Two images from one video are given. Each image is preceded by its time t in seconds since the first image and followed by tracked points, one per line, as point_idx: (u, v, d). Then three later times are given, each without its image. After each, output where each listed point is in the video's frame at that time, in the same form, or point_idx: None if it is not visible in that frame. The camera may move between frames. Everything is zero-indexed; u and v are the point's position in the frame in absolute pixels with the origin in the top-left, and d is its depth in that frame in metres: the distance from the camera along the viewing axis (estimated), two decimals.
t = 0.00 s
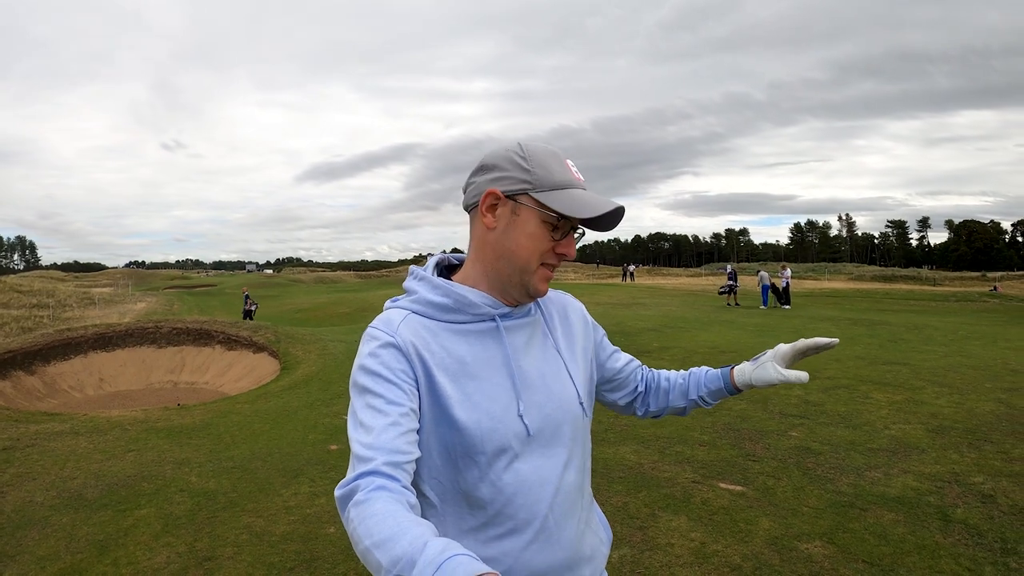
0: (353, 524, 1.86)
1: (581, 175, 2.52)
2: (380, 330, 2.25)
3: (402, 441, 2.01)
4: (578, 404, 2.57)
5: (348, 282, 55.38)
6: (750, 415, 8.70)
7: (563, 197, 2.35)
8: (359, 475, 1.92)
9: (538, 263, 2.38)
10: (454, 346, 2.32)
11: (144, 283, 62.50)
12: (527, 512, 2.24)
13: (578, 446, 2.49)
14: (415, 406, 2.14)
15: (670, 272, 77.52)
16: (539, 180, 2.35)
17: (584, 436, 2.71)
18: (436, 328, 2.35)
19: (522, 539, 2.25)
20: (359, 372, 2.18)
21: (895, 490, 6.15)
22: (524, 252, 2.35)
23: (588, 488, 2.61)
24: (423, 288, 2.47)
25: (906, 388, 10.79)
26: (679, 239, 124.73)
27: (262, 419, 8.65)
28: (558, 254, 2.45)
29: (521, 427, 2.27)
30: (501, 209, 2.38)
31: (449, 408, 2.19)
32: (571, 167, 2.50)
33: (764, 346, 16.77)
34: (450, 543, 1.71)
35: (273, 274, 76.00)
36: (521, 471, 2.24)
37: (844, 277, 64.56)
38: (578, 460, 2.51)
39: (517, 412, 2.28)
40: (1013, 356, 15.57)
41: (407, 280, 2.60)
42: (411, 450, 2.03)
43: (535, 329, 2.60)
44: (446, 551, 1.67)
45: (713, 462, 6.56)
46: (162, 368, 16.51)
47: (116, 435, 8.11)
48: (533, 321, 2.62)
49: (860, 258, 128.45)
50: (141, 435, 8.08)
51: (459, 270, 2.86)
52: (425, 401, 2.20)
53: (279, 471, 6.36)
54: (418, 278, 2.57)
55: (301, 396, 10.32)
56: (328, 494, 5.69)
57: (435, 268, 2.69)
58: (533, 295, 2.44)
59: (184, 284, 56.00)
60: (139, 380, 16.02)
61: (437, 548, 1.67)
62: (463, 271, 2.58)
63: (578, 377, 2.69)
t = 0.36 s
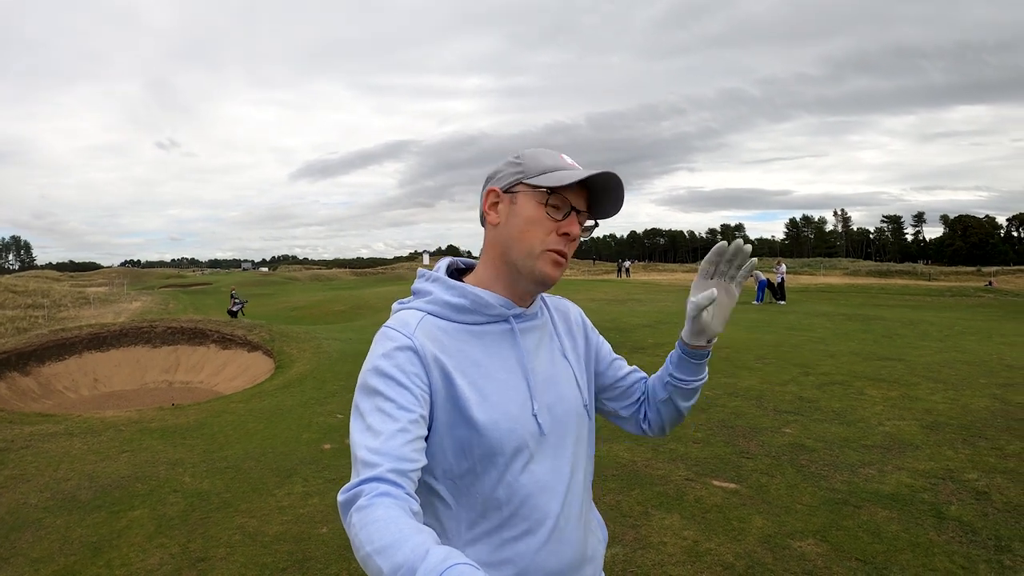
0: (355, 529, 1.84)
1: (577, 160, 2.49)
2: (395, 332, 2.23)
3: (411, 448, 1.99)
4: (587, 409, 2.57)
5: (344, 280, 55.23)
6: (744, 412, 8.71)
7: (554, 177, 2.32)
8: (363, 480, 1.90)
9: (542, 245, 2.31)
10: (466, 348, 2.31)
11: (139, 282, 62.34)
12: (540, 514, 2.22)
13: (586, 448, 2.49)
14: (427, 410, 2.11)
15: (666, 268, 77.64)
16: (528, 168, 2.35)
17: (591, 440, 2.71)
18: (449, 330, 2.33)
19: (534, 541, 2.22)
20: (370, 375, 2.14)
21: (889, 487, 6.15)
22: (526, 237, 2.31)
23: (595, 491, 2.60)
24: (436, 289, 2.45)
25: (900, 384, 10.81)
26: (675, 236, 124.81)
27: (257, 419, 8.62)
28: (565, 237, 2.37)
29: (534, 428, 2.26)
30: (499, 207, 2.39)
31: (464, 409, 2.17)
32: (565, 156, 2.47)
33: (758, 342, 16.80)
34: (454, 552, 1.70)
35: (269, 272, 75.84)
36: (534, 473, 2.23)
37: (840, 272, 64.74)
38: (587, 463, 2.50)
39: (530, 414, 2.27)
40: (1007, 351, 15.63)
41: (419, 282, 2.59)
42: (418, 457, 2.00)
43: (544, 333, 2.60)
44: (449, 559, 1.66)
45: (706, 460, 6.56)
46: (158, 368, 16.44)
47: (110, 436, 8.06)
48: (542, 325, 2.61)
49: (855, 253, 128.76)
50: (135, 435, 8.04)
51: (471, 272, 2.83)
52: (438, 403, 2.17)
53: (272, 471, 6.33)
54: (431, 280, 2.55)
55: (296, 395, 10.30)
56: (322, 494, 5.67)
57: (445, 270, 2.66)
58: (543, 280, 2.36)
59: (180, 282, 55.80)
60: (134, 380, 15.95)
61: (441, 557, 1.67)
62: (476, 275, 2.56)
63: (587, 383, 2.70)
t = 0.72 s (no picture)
0: (377, 533, 1.89)
1: (561, 162, 2.39)
2: (413, 338, 2.23)
3: (430, 452, 2.00)
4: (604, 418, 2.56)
5: (346, 281, 55.24)
6: (745, 412, 8.70)
7: (530, 195, 2.28)
8: (385, 484, 1.94)
9: (529, 265, 2.32)
10: (482, 356, 2.30)
11: (143, 283, 62.57)
12: (551, 526, 2.21)
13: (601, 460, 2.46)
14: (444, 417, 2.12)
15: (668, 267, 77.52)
16: (509, 184, 2.33)
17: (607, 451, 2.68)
18: (465, 337, 2.32)
19: (544, 553, 2.21)
20: (389, 380, 2.15)
21: (889, 488, 6.13)
22: (513, 259, 2.33)
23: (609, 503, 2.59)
24: (452, 296, 2.45)
25: (902, 383, 10.77)
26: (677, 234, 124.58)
27: (258, 421, 8.63)
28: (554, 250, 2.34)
29: (549, 438, 2.25)
30: (491, 224, 2.42)
31: (478, 418, 2.17)
32: (548, 160, 2.39)
33: (760, 341, 16.77)
34: (473, 557, 1.76)
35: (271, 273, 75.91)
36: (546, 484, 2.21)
37: (843, 270, 64.54)
38: (601, 474, 2.48)
39: (545, 425, 2.25)
40: (1010, 349, 15.57)
41: (437, 288, 2.59)
42: (438, 462, 2.02)
43: (561, 340, 2.59)
44: (469, 564, 1.72)
45: (706, 461, 6.55)
46: (160, 370, 16.48)
47: (111, 439, 8.08)
48: (558, 332, 2.61)
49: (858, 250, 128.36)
50: (136, 438, 8.06)
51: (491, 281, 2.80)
52: (454, 411, 2.17)
53: (273, 473, 6.33)
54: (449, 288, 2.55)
55: (297, 396, 10.31)
56: (321, 496, 5.67)
57: (464, 278, 2.62)
58: (537, 297, 2.37)
59: (182, 284, 55.85)
60: (137, 382, 15.99)
61: (461, 561, 1.73)
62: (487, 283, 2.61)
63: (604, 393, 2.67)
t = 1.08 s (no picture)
0: (376, 556, 1.85)
1: (557, 180, 2.35)
2: (421, 356, 2.21)
3: (434, 476, 1.98)
4: (610, 434, 2.59)
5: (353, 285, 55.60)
6: (745, 411, 8.87)
7: (528, 225, 2.27)
8: (386, 507, 1.91)
9: (535, 295, 2.33)
10: (493, 375, 2.31)
11: (151, 287, 63.25)
12: (559, 544, 2.22)
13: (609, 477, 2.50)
14: (451, 437, 2.11)
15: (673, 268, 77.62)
16: (505, 213, 2.34)
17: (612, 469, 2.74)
18: (477, 355, 2.33)
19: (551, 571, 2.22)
20: (395, 400, 2.13)
21: (884, 482, 6.29)
22: (519, 289, 2.35)
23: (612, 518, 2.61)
24: (464, 312, 2.45)
25: (901, 382, 10.93)
26: (682, 236, 124.60)
27: (269, 420, 8.86)
28: (560, 277, 2.32)
29: (560, 458, 2.27)
30: (495, 249, 2.45)
31: (487, 438, 2.16)
32: (543, 180, 2.37)
33: (762, 341, 16.94)
34: None
35: (277, 277, 76.38)
36: (556, 503, 2.23)
37: (848, 271, 64.40)
38: (606, 490, 2.50)
39: (556, 444, 2.27)
40: (1012, 348, 15.69)
41: (447, 302, 2.59)
42: (441, 485, 2.00)
43: (571, 357, 2.64)
44: None
45: (706, 457, 6.74)
46: (170, 372, 16.79)
47: (127, 438, 8.32)
48: (569, 349, 2.65)
49: (864, 251, 127.87)
50: (151, 437, 8.30)
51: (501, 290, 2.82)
52: (463, 429, 2.16)
53: (285, 470, 6.56)
54: (461, 301, 2.57)
55: (307, 397, 10.56)
56: (333, 491, 5.90)
57: (476, 288, 2.64)
58: (549, 324, 2.38)
59: (190, 289, 56.25)
60: (147, 384, 16.30)
61: None
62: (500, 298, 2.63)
63: (609, 409, 2.72)
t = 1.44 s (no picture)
0: (339, 559, 1.82)
1: (513, 181, 2.30)
2: (372, 354, 2.19)
3: (391, 474, 1.96)
4: (572, 420, 2.60)
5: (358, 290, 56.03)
6: (739, 409, 9.09)
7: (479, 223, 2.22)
8: (345, 509, 1.88)
9: (484, 293, 2.28)
10: (448, 369, 2.30)
11: (158, 293, 63.86)
12: (529, 531, 2.21)
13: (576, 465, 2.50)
14: (408, 434, 2.10)
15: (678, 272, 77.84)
16: (458, 209, 2.29)
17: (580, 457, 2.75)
18: (429, 351, 2.31)
19: (524, 559, 2.20)
20: (348, 400, 2.11)
21: (869, 475, 6.48)
22: (468, 286, 2.30)
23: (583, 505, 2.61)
24: (414, 308, 2.42)
25: (895, 381, 11.13)
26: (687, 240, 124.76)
27: (276, 418, 9.13)
28: (510, 278, 2.28)
29: (521, 446, 2.27)
30: (447, 244, 2.39)
31: (444, 432, 2.15)
32: (500, 179, 2.32)
33: (761, 343, 17.16)
34: None
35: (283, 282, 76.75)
36: (519, 490, 2.23)
37: (852, 274, 64.43)
38: (574, 475, 2.51)
39: (516, 432, 2.27)
40: (1009, 348, 15.87)
41: (399, 298, 2.56)
42: (400, 482, 1.98)
43: (527, 348, 2.63)
44: None
45: (697, 452, 6.95)
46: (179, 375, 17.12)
47: (138, 436, 8.60)
48: (524, 338, 2.65)
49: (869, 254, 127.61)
50: (161, 434, 8.57)
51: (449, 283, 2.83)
52: (421, 424, 2.16)
53: (292, 464, 6.81)
54: (410, 296, 2.54)
55: (313, 397, 10.85)
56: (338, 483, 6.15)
57: (424, 282, 2.64)
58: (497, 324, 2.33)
59: (196, 294, 56.85)
60: (156, 386, 16.62)
61: None
62: (450, 293, 2.59)
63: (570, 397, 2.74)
